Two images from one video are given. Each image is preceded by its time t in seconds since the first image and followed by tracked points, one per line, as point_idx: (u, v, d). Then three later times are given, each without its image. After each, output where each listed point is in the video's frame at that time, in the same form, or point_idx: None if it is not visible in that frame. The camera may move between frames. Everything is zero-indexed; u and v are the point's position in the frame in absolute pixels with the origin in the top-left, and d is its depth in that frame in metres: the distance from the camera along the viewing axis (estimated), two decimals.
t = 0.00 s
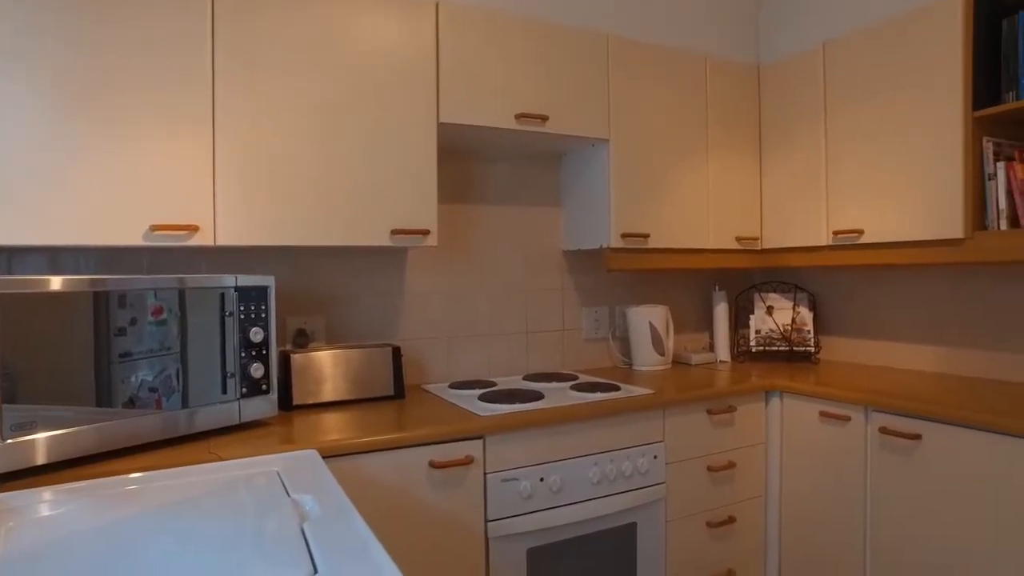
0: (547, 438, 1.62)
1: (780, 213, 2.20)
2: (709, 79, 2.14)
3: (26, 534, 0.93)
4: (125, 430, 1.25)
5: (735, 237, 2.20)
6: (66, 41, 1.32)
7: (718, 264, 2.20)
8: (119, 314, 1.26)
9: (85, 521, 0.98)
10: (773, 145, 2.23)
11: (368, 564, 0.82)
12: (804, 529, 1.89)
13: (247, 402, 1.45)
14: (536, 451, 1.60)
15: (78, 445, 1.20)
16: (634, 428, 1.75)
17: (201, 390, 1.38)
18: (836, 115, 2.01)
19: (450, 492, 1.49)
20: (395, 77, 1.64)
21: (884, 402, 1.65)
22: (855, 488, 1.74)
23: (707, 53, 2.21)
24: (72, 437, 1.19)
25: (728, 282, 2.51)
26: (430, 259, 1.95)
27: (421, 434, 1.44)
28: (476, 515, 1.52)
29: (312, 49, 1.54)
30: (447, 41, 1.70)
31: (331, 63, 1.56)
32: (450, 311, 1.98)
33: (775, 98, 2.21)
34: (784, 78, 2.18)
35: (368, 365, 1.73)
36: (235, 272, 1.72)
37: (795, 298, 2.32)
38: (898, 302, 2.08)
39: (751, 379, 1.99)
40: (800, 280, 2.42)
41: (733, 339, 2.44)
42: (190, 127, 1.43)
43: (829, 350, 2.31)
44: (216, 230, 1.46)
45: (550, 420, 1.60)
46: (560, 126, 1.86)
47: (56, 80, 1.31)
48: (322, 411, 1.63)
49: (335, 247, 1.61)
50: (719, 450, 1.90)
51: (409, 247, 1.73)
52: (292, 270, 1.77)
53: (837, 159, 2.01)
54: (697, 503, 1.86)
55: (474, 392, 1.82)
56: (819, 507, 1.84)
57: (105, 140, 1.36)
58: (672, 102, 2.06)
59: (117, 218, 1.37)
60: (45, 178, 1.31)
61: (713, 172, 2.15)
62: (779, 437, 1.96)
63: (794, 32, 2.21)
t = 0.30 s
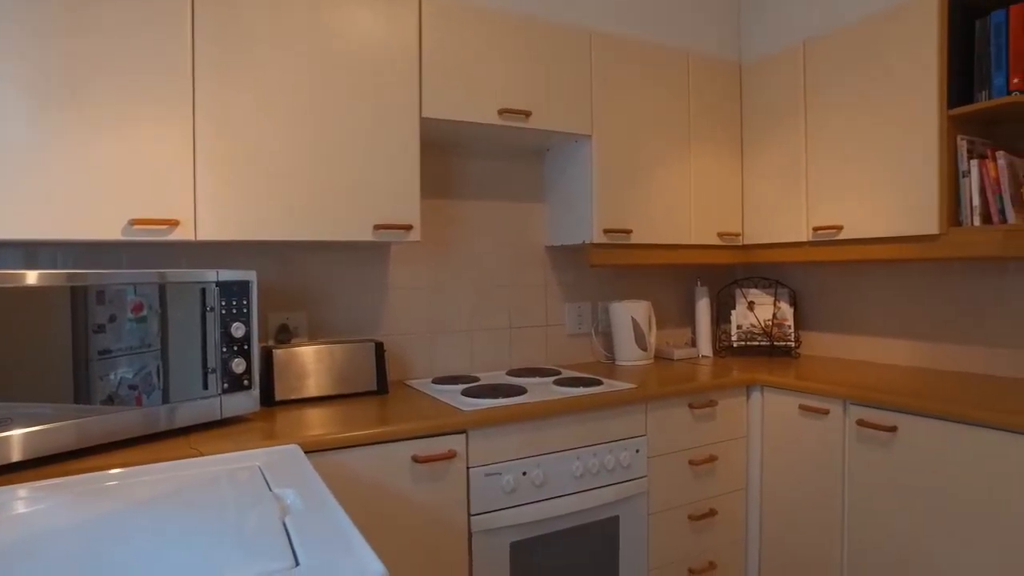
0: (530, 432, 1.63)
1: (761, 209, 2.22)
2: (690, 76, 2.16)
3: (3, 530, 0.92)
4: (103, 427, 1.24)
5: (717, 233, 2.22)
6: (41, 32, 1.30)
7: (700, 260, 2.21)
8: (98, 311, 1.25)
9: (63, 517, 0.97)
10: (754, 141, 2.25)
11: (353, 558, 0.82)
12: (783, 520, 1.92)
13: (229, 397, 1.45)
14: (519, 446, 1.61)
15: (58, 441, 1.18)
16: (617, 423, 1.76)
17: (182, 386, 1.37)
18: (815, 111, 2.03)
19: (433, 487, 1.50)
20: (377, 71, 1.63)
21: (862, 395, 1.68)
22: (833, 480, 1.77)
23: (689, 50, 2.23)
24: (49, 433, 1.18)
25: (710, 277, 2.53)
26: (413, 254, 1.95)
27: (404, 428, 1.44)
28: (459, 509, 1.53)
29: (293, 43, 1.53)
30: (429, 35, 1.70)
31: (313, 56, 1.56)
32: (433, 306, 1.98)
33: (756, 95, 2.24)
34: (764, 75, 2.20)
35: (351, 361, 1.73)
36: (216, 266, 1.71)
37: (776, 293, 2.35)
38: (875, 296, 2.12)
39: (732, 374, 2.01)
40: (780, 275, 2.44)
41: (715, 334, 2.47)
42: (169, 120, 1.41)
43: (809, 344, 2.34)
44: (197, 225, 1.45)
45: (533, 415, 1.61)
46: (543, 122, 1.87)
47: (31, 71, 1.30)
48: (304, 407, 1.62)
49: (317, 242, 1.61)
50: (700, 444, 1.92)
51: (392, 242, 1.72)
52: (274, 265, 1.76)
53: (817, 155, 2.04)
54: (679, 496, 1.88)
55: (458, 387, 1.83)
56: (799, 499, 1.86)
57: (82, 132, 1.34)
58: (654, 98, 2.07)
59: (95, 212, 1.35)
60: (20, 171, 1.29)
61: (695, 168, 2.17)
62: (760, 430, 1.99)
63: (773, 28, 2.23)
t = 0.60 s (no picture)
0: (512, 428, 1.64)
1: (741, 207, 2.25)
2: (672, 74, 2.18)
3: None
4: (80, 425, 1.22)
5: (697, 230, 2.24)
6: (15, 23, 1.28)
7: (681, 257, 2.24)
8: (75, 309, 1.24)
9: (38, 517, 0.96)
10: (734, 140, 2.27)
11: (334, 553, 0.83)
12: (762, 514, 1.95)
13: (209, 394, 1.44)
14: (501, 442, 1.62)
15: (33, 440, 1.17)
16: (598, 419, 1.78)
17: (161, 384, 1.36)
18: (794, 111, 2.06)
19: (415, 483, 1.50)
20: (359, 67, 1.63)
21: (839, 390, 1.71)
22: (811, 474, 1.80)
23: (671, 48, 2.24)
24: (24, 433, 1.16)
25: (690, 274, 2.56)
26: (395, 250, 1.95)
27: (385, 425, 1.44)
28: (441, 506, 1.53)
29: (274, 38, 1.52)
30: (411, 32, 1.70)
31: (293, 52, 1.55)
32: (415, 303, 1.98)
33: (736, 94, 2.26)
34: (745, 74, 2.23)
35: (332, 358, 1.73)
36: (195, 263, 1.69)
37: (755, 290, 2.38)
38: (852, 293, 2.15)
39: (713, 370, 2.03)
40: (760, 273, 2.47)
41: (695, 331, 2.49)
42: (147, 115, 1.40)
43: (787, 341, 2.37)
44: (176, 221, 1.43)
45: (515, 411, 1.62)
46: (525, 119, 1.87)
47: (5, 64, 1.27)
48: (285, 404, 1.62)
49: (299, 239, 1.60)
50: (681, 440, 1.94)
51: (374, 239, 1.72)
52: (254, 262, 1.75)
53: (795, 154, 2.07)
54: (659, 492, 1.90)
55: (440, 384, 1.83)
56: (778, 493, 1.89)
57: (58, 126, 1.32)
58: (635, 96, 2.08)
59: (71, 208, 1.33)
60: None
61: (676, 166, 2.19)
62: (739, 426, 2.02)
63: (752, 27, 2.25)
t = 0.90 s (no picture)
0: (492, 424, 1.65)
1: (718, 205, 2.28)
2: (652, 74, 2.20)
3: None
4: (54, 425, 1.21)
5: (676, 228, 2.27)
6: None
7: (660, 254, 2.26)
8: (47, 307, 1.22)
9: (11, 516, 0.95)
10: (712, 138, 2.30)
11: (313, 547, 0.83)
12: (739, 509, 1.97)
13: (187, 392, 1.43)
14: (481, 438, 1.63)
15: (4, 440, 1.15)
16: (578, 414, 1.79)
17: (137, 383, 1.35)
18: (771, 111, 2.09)
19: (395, 480, 1.50)
20: (339, 64, 1.62)
21: (813, 385, 1.74)
22: (786, 468, 1.83)
23: (651, 47, 2.26)
24: None
25: (669, 272, 2.59)
26: (375, 247, 1.95)
27: (365, 422, 1.44)
28: (421, 502, 1.54)
29: (252, 33, 1.51)
30: (391, 29, 1.70)
31: (272, 48, 1.54)
32: (395, 300, 1.98)
33: (715, 93, 2.28)
34: (723, 74, 2.25)
35: (312, 355, 1.72)
36: (172, 260, 1.68)
37: (733, 287, 2.41)
38: (827, 290, 2.19)
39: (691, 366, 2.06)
40: (738, 270, 2.51)
41: (675, 328, 2.52)
42: (122, 110, 1.38)
43: (764, 337, 2.41)
44: (152, 218, 1.42)
45: (494, 407, 1.63)
46: (505, 117, 1.88)
47: None
48: (264, 402, 1.61)
49: (277, 236, 1.60)
50: (659, 435, 1.96)
51: (354, 236, 1.72)
52: (232, 259, 1.74)
53: (772, 153, 2.10)
54: (638, 487, 1.92)
55: (420, 381, 1.83)
56: (754, 487, 1.92)
57: (30, 121, 1.30)
58: (615, 95, 2.10)
59: (44, 204, 1.31)
60: None
61: (655, 164, 2.21)
62: (717, 421, 2.04)
63: (730, 27, 2.27)
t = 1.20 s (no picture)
0: (473, 422, 1.65)
1: (698, 204, 2.30)
2: (632, 73, 2.21)
3: None
4: (28, 425, 1.19)
5: (657, 226, 2.28)
6: None
7: (641, 252, 2.27)
8: (21, 306, 1.20)
9: None
10: (692, 137, 2.32)
11: (294, 545, 0.83)
12: (718, 504, 2.00)
13: (164, 391, 1.41)
14: (463, 435, 1.63)
15: None
16: (560, 412, 1.80)
17: (113, 382, 1.33)
18: (750, 110, 2.11)
19: (376, 478, 1.50)
20: (318, 60, 1.61)
21: (791, 381, 1.77)
22: (764, 463, 1.85)
23: (631, 47, 2.28)
24: None
25: (650, 270, 2.60)
26: (356, 245, 1.94)
27: (345, 420, 1.44)
28: (402, 500, 1.54)
29: (230, 29, 1.50)
30: (371, 26, 1.69)
31: (251, 43, 1.52)
32: (376, 298, 1.98)
33: (695, 93, 2.30)
34: (703, 74, 2.27)
35: (292, 353, 1.72)
36: (148, 258, 1.66)
37: (713, 285, 2.43)
38: (804, 288, 2.22)
39: (671, 363, 2.08)
40: (717, 268, 2.53)
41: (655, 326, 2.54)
42: (98, 105, 1.36)
43: (743, 335, 2.44)
44: (128, 215, 1.40)
45: (475, 405, 1.63)
46: (486, 115, 1.88)
47: None
48: (243, 400, 1.60)
49: (256, 233, 1.58)
50: (640, 432, 1.98)
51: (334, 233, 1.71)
52: (210, 257, 1.72)
53: (751, 153, 2.12)
54: (618, 483, 1.93)
55: (401, 379, 1.83)
56: (733, 482, 1.94)
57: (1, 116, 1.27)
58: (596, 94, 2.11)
59: (15, 201, 1.29)
60: None
61: (635, 163, 2.22)
62: (697, 418, 2.06)
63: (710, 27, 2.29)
